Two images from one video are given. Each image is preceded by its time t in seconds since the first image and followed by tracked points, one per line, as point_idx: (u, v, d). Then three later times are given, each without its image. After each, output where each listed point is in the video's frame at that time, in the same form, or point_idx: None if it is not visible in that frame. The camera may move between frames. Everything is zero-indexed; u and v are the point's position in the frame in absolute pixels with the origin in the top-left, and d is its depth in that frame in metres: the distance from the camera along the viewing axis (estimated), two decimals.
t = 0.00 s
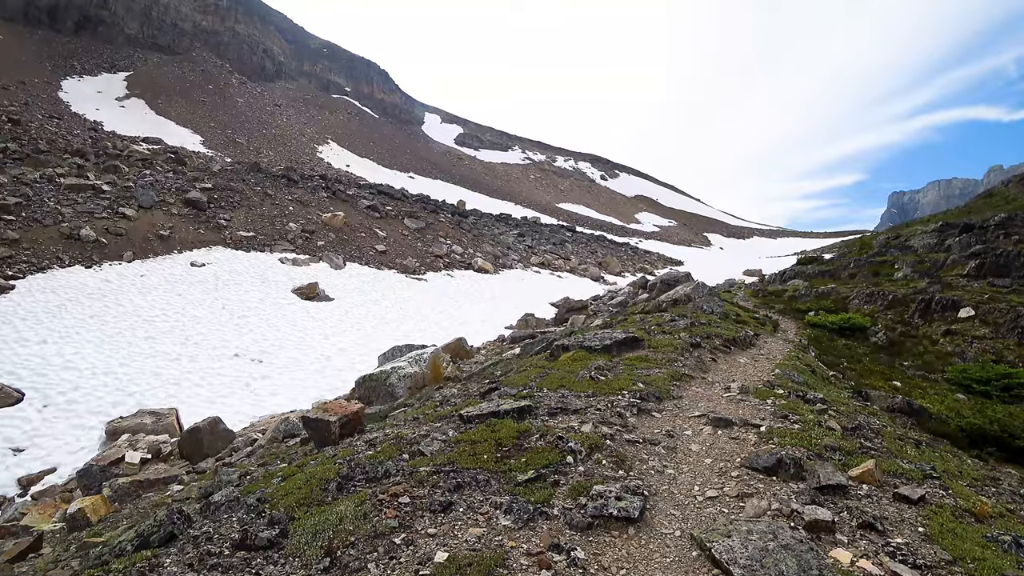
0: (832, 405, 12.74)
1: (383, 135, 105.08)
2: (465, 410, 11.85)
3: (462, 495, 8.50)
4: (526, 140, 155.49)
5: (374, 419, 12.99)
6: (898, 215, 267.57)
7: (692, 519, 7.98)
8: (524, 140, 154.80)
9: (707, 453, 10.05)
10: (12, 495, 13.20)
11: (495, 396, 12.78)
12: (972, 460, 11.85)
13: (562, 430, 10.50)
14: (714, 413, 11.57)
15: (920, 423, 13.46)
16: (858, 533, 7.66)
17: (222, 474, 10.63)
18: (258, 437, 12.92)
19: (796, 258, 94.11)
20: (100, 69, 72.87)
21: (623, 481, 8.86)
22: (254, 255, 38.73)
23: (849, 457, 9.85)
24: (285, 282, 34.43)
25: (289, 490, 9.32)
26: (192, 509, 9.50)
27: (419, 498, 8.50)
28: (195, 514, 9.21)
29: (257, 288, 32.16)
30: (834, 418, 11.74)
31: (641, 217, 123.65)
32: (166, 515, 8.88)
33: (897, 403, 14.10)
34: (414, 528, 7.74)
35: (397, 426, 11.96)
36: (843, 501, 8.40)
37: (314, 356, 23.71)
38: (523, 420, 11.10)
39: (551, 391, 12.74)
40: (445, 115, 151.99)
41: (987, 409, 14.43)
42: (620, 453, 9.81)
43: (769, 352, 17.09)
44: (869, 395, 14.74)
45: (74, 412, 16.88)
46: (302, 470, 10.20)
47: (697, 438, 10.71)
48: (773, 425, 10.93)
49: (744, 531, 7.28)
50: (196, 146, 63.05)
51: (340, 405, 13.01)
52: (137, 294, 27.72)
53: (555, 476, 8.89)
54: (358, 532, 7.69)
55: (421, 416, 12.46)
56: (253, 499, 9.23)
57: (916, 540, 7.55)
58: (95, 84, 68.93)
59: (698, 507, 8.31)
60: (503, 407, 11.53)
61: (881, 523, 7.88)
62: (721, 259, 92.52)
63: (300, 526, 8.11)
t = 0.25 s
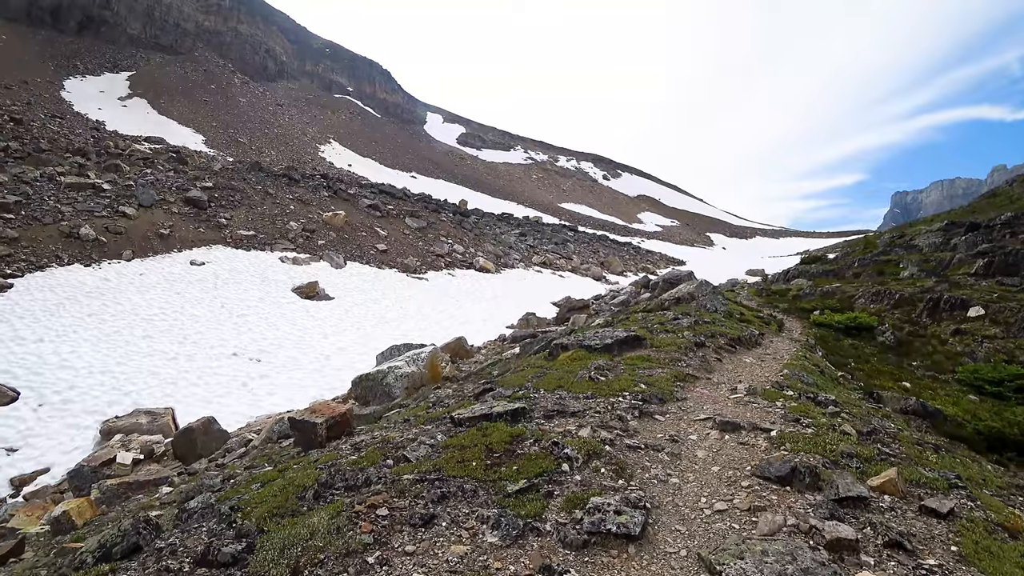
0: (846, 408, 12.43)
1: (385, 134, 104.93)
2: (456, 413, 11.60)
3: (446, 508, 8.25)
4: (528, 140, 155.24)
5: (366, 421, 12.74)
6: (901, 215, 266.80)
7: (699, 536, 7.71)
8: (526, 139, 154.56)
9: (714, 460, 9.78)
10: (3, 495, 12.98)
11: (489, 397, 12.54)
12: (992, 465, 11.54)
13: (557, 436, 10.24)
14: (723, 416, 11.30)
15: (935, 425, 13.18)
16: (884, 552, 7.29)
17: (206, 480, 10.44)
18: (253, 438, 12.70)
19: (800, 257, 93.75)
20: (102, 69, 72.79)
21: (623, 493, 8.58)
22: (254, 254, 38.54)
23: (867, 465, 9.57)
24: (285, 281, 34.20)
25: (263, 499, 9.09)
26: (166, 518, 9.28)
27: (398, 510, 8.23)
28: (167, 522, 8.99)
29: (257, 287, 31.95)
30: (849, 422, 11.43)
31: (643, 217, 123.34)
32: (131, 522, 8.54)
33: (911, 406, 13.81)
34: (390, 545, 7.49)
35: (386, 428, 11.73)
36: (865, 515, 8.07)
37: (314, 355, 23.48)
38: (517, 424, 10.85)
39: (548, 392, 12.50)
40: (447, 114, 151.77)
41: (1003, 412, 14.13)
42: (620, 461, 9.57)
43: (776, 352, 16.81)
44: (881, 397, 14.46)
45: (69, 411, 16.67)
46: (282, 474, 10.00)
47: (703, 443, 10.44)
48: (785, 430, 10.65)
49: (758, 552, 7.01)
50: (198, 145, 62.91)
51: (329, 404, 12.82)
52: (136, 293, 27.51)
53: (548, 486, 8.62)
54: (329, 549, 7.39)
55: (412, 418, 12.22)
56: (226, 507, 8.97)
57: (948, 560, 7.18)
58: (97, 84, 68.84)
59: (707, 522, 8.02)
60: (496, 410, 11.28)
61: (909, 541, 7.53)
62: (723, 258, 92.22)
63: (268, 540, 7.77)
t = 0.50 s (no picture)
0: (859, 424, 12.14)
1: (385, 134, 104.69)
2: (446, 431, 11.16)
3: (427, 548, 7.74)
4: (528, 140, 155.06)
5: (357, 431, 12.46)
6: (901, 216, 266.82)
7: None
8: (526, 139, 154.37)
9: (721, 489, 9.33)
10: None
11: (481, 412, 12.14)
12: (1010, 484, 11.21)
13: (552, 460, 9.80)
14: (730, 437, 10.91)
15: (949, 440, 12.85)
16: None
17: (186, 497, 10.09)
18: (246, 445, 12.47)
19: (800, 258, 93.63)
20: (102, 68, 72.54)
21: (622, 530, 8.04)
22: (252, 254, 38.29)
23: (886, 492, 9.07)
24: (282, 282, 33.96)
25: (233, 529, 8.58)
26: (134, 541, 8.91)
27: (374, 550, 7.72)
28: (135, 550, 8.63)
29: (253, 288, 31.70)
30: (863, 442, 10.97)
31: (643, 218, 123.16)
32: (90, 556, 8.17)
33: (924, 418, 13.50)
34: None
35: (372, 446, 11.32)
36: (889, 557, 7.49)
37: (310, 358, 23.23)
38: (509, 446, 10.42)
39: (543, 407, 12.14)
40: (447, 114, 151.56)
41: (1016, 423, 13.85)
42: (618, 491, 9.12)
43: (781, 361, 16.51)
44: (891, 409, 14.15)
45: (60, 416, 16.42)
46: (260, 498, 9.59)
47: (708, 468, 10.05)
48: (796, 452, 10.26)
49: None
50: (196, 145, 62.68)
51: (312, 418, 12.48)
52: (131, 294, 27.27)
53: (541, 523, 8.14)
54: None
55: (400, 433, 11.83)
56: (194, 537, 8.55)
57: None
58: (96, 83, 68.59)
59: (714, 566, 7.47)
60: (487, 429, 10.84)
61: None
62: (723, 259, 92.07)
63: None
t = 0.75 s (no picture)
0: (868, 437, 11.89)
1: (383, 135, 104.44)
2: (432, 443, 10.53)
3: None
4: (527, 141, 154.94)
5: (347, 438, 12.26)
6: (898, 218, 267.37)
7: None
8: (525, 140, 154.24)
9: (726, 513, 8.64)
10: None
11: (471, 424, 11.58)
12: None
13: (543, 478, 9.06)
14: (735, 453, 10.37)
15: (959, 451, 12.56)
16: None
17: (161, 510, 9.68)
18: (235, 450, 12.33)
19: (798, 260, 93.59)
20: (99, 67, 72.21)
21: (618, 561, 7.25)
22: (248, 254, 38.01)
23: (902, 516, 8.63)
24: (278, 283, 33.68)
25: (198, 553, 8.08)
26: (100, 560, 8.50)
27: None
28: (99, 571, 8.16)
29: (248, 289, 31.42)
30: (875, 458, 10.64)
31: (641, 219, 123.09)
32: None
33: (933, 428, 13.25)
34: None
35: (356, 458, 10.83)
36: None
37: (304, 360, 22.96)
38: (497, 462, 9.69)
39: (536, 418, 11.64)
40: (445, 115, 151.37)
41: None
42: (614, 514, 8.33)
43: (783, 368, 16.20)
44: (898, 418, 13.87)
45: (48, 419, 16.15)
46: (232, 516, 9.05)
47: (711, 487, 9.47)
48: (804, 470, 9.75)
49: None
50: (194, 144, 62.41)
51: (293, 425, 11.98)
52: (124, 294, 26.98)
53: (530, 552, 7.34)
54: None
55: (386, 444, 11.32)
56: (158, 560, 8.00)
57: None
58: (93, 82, 68.26)
59: None
60: (476, 443, 10.14)
61: None
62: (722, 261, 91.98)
63: None
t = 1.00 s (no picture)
0: (875, 441, 11.64)
1: (379, 136, 104.22)
2: (416, 451, 10.21)
3: None
4: (523, 142, 154.84)
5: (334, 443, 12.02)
6: (894, 218, 268.04)
7: None
8: (521, 142, 154.13)
9: (726, 527, 8.33)
10: None
11: (457, 431, 11.30)
12: None
13: (529, 492, 8.72)
14: (735, 460, 10.07)
15: (966, 455, 12.39)
16: None
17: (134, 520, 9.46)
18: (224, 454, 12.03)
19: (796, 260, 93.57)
20: (94, 69, 71.84)
21: None
22: (242, 257, 37.73)
23: (919, 529, 8.27)
24: (272, 285, 33.41)
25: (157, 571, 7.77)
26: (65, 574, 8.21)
27: None
28: None
29: (241, 291, 31.16)
30: (884, 465, 10.38)
31: (638, 220, 123.09)
32: None
33: (940, 431, 13.01)
34: None
35: (336, 467, 10.57)
36: None
37: (297, 362, 22.71)
38: (481, 474, 9.34)
39: (526, 425, 11.40)
40: (442, 116, 151.16)
41: None
42: (604, 531, 8.00)
43: (783, 369, 15.97)
44: (904, 420, 13.64)
45: (36, 424, 15.89)
46: (200, 531, 8.77)
47: (709, 498, 9.17)
48: (810, 479, 9.41)
49: None
50: (189, 147, 62.09)
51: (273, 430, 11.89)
52: (116, 297, 26.69)
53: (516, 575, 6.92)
54: None
55: (370, 452, 11.06)
56: None
57: None
58: (88, 84, 67.90)
59: None
60: (459, 452, 9.78)
61: None
62: (719, 261, 92.00)
63: None
